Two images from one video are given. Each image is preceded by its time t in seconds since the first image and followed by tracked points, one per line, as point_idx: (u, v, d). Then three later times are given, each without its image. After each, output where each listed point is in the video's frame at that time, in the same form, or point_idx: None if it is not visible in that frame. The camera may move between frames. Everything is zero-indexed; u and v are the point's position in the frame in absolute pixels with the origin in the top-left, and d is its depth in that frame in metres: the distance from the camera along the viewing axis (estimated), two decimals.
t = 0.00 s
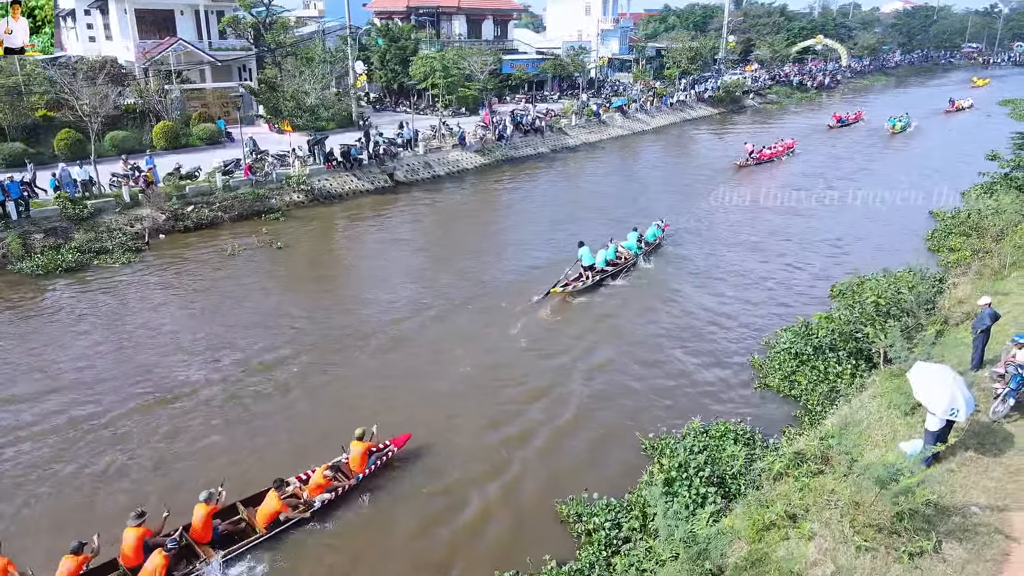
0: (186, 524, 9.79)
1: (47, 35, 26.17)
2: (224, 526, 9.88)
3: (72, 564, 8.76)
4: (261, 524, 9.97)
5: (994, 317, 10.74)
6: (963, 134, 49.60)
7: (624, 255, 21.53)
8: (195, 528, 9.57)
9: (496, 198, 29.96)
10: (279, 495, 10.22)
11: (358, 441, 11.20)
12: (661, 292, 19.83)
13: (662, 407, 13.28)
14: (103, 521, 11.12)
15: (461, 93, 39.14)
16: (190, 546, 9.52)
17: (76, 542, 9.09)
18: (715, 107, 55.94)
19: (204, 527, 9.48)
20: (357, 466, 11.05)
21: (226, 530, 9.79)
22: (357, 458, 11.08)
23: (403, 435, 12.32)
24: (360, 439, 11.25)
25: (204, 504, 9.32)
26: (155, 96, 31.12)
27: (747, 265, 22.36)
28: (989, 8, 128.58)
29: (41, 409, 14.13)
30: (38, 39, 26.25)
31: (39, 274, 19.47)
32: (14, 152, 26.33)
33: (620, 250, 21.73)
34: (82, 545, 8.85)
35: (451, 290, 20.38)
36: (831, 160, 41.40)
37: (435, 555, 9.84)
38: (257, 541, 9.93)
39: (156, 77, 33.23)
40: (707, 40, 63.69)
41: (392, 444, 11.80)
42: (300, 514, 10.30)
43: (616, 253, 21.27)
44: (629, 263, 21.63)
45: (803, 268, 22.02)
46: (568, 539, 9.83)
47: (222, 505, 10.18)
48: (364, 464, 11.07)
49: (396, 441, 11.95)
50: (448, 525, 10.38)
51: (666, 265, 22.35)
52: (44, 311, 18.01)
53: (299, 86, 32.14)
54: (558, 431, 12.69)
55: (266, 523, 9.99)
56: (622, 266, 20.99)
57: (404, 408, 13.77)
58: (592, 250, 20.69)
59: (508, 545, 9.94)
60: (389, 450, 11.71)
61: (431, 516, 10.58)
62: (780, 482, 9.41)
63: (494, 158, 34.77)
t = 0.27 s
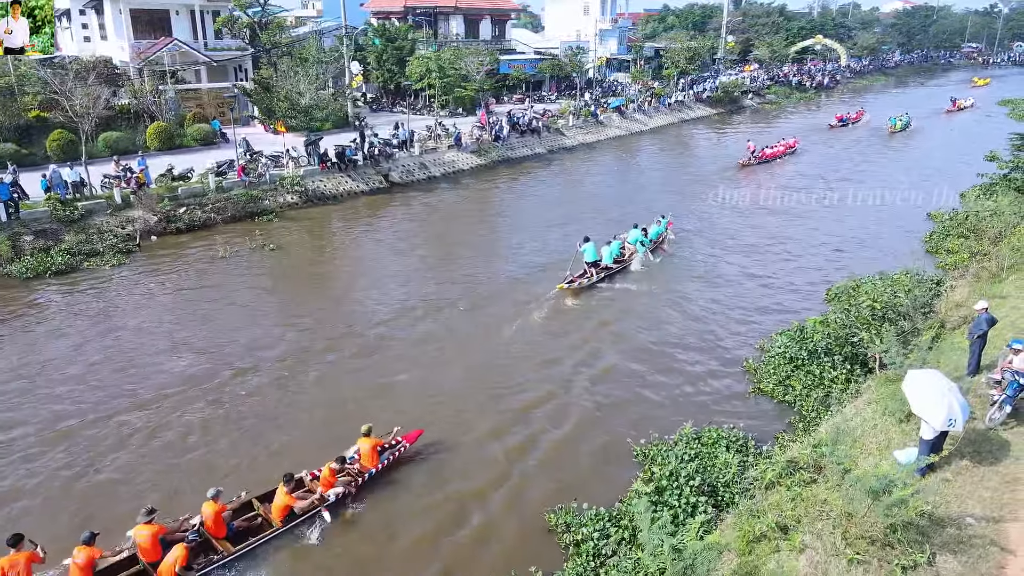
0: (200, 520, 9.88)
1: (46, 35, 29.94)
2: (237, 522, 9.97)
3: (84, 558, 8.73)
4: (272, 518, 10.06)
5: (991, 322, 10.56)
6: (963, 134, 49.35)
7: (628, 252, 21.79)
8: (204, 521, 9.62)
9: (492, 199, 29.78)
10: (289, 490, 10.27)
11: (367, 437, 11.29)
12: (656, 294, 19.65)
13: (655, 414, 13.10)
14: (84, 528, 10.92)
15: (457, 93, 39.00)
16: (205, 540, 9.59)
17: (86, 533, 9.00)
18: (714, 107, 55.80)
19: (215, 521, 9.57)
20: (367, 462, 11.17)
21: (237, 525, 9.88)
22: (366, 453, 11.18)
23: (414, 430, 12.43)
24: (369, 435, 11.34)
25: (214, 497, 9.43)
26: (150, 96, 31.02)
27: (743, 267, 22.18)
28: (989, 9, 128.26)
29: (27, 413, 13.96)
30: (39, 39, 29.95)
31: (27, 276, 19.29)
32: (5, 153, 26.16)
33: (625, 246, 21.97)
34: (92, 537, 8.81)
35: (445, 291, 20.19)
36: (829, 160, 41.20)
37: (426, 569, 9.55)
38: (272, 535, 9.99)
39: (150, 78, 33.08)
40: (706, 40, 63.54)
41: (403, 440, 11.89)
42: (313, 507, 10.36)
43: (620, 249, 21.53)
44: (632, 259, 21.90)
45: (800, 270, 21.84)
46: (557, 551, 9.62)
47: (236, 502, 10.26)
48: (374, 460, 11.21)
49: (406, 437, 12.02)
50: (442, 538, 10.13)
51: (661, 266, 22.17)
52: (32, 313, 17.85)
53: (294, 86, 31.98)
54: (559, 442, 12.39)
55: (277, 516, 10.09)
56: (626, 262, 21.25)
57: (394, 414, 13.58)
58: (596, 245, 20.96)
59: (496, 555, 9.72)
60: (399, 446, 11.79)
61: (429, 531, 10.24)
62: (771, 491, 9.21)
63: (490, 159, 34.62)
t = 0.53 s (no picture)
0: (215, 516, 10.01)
1: (47, 35, 28.94)
2: (253, 517, 10.12)
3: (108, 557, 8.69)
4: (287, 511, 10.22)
5: (987, 326, 10.41)
6: (962, 134, 49.18)
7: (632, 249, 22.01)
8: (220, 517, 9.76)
9: (488, 200, 29.63)
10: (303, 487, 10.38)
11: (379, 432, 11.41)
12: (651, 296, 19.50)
13: (646, 419, 12.96)
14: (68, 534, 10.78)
15: (454, 93, 38.81)
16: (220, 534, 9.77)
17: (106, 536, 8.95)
18: (713, 107, 55.62)
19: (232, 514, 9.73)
20: (379, 456, 11.30)
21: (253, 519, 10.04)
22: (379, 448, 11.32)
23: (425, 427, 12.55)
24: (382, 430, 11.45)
25: (233, 492, 9.58)
26: (144, 96, 30.80)
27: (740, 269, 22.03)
28: (989, 8, 128.01)
29: (13, 416, 13.81)
30: (39, 38, 29.04)
31: (16, 279, 19.11)
32: None
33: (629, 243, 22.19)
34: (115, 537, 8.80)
35: (438, 293, 20.04)
36: (826, 160, 41.04)
37: None
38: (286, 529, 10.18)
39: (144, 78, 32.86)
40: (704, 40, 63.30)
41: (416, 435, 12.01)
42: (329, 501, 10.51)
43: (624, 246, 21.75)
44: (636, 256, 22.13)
45: (796, 272, 21.68)
46: (543, 562, 9.46)
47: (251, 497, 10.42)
48: (387, 454, 11.30)
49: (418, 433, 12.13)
50: (437, 548, 9.92)
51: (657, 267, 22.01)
52: (21, 315, 17.70)
53: (289, 86, 31.80)
54: (565, 450, 12.14)
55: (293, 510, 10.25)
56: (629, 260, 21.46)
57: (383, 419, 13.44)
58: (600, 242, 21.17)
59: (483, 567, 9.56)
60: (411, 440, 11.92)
61: (421, 542, 10.06)
62: (763, 500, 9.04)
63: (486, 159, 34.46)
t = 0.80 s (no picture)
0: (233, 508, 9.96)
1: (47, 35, 28.86)
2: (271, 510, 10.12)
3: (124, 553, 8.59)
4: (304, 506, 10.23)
5: (984, 331, 10.26)
6: (961, 134, 49.04)
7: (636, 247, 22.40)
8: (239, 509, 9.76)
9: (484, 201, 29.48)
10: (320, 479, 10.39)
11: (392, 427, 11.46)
12: (647, 298, 19.34)
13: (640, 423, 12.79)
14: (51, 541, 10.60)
15: (451, 93, 38.66)
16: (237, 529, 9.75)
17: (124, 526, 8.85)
18: (711, 107, 55.48)
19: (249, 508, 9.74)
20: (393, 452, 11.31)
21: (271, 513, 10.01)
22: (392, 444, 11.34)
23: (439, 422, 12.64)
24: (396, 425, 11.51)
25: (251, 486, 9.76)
26: (138, 97, 30.67)
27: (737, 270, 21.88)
28: (988, 8, 127.84)
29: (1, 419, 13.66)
30: (39, 38, 28.93)
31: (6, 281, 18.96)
32: None
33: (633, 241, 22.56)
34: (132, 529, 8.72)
35: (432, 295, 19.88)
36: (824, 160, 40.88)
37: None
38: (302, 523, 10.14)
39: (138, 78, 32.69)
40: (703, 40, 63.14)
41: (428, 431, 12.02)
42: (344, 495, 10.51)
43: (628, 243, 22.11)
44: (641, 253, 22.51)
45: (794, 273, 21.52)
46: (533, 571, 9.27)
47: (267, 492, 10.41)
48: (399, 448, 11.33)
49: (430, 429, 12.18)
50: (427, 557, 9.71)
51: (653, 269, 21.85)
52: (11, 317, 17.55)
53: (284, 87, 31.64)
54: (569, 459, 11.88)
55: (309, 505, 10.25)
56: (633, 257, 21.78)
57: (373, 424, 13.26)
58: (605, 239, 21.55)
59: None
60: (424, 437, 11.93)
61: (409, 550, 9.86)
62: (755, 508, 8.86)
63: (483, 160, 34.32)
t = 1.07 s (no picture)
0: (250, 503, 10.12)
1: (46, 35, 30.61)
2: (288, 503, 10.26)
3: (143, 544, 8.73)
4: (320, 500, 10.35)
5: (982, 335, 10.11)
6: (961, 135, 48.84)
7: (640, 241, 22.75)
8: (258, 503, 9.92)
9: (480, 202, 29.32)
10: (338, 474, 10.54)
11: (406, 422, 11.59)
12: (644, 300, 19.16)
13: (634, 428, 12.62)
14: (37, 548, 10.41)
15: (448, 93, 38.49)
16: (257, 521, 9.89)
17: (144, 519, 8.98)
18: (710, 107, 55.32)
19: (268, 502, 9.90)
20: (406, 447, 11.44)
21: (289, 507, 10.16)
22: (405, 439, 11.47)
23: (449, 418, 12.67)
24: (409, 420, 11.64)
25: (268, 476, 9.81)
26: (133, 97, 30.55)
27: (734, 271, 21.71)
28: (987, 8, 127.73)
29: None
30: (39, 39, 30.64)
31: None
32: None
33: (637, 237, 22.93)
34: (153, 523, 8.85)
35: (427, 296, 19.70)
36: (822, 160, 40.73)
37: None
38: (320, 517, 10.27)
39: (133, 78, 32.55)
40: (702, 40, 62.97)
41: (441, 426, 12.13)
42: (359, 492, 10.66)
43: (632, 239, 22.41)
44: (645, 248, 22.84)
45: (792, 275, 21.35)
46: None
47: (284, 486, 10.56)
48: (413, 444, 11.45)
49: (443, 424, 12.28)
50: (419, 566, 9.56)
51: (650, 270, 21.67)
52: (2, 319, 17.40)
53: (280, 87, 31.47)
54: (575, 465, 11.65)
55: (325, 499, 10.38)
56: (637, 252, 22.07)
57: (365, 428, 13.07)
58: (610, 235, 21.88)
59: None
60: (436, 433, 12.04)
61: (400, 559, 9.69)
62: (748, 517, 8.70)
63: (480, 160, 34.15)
